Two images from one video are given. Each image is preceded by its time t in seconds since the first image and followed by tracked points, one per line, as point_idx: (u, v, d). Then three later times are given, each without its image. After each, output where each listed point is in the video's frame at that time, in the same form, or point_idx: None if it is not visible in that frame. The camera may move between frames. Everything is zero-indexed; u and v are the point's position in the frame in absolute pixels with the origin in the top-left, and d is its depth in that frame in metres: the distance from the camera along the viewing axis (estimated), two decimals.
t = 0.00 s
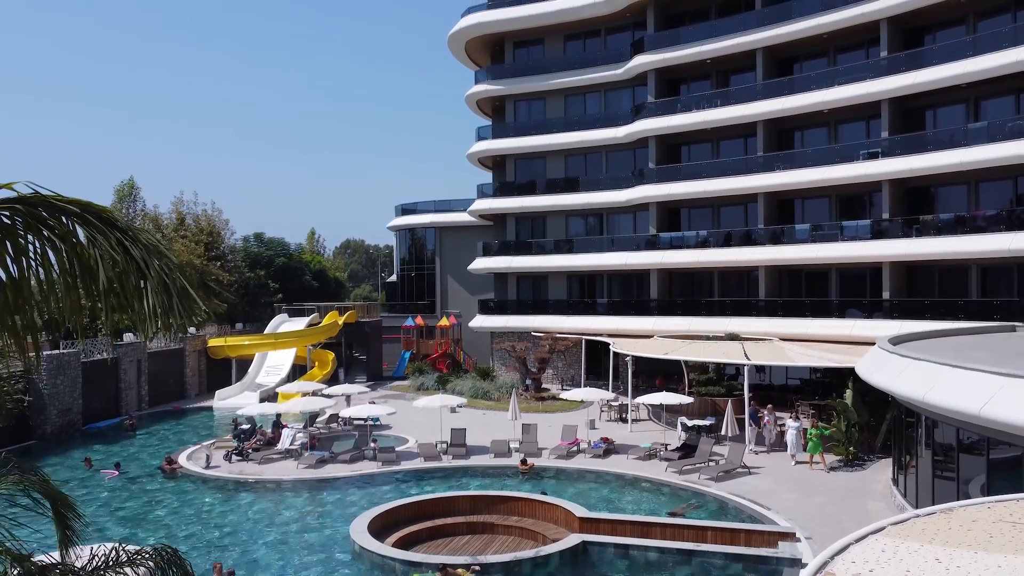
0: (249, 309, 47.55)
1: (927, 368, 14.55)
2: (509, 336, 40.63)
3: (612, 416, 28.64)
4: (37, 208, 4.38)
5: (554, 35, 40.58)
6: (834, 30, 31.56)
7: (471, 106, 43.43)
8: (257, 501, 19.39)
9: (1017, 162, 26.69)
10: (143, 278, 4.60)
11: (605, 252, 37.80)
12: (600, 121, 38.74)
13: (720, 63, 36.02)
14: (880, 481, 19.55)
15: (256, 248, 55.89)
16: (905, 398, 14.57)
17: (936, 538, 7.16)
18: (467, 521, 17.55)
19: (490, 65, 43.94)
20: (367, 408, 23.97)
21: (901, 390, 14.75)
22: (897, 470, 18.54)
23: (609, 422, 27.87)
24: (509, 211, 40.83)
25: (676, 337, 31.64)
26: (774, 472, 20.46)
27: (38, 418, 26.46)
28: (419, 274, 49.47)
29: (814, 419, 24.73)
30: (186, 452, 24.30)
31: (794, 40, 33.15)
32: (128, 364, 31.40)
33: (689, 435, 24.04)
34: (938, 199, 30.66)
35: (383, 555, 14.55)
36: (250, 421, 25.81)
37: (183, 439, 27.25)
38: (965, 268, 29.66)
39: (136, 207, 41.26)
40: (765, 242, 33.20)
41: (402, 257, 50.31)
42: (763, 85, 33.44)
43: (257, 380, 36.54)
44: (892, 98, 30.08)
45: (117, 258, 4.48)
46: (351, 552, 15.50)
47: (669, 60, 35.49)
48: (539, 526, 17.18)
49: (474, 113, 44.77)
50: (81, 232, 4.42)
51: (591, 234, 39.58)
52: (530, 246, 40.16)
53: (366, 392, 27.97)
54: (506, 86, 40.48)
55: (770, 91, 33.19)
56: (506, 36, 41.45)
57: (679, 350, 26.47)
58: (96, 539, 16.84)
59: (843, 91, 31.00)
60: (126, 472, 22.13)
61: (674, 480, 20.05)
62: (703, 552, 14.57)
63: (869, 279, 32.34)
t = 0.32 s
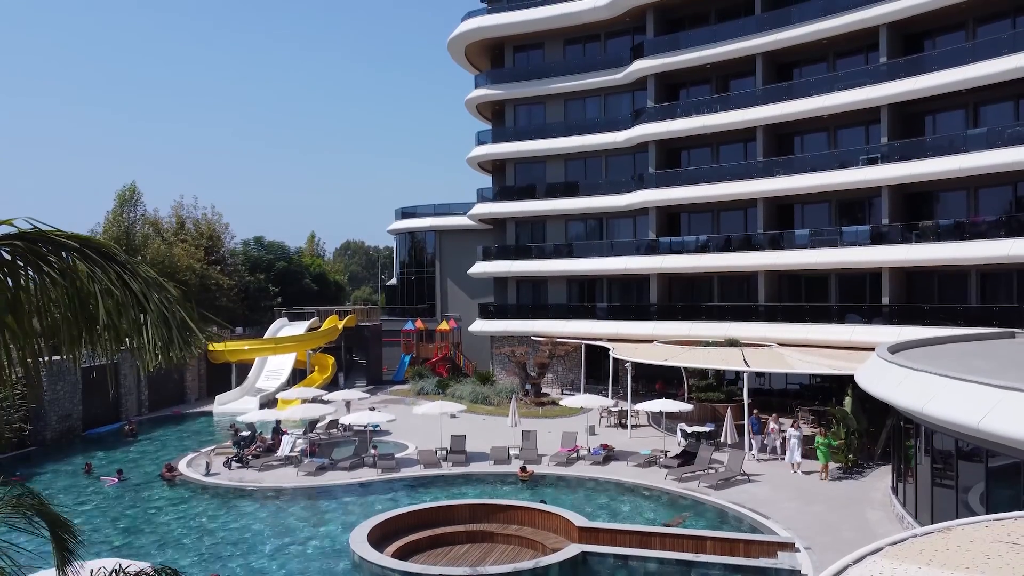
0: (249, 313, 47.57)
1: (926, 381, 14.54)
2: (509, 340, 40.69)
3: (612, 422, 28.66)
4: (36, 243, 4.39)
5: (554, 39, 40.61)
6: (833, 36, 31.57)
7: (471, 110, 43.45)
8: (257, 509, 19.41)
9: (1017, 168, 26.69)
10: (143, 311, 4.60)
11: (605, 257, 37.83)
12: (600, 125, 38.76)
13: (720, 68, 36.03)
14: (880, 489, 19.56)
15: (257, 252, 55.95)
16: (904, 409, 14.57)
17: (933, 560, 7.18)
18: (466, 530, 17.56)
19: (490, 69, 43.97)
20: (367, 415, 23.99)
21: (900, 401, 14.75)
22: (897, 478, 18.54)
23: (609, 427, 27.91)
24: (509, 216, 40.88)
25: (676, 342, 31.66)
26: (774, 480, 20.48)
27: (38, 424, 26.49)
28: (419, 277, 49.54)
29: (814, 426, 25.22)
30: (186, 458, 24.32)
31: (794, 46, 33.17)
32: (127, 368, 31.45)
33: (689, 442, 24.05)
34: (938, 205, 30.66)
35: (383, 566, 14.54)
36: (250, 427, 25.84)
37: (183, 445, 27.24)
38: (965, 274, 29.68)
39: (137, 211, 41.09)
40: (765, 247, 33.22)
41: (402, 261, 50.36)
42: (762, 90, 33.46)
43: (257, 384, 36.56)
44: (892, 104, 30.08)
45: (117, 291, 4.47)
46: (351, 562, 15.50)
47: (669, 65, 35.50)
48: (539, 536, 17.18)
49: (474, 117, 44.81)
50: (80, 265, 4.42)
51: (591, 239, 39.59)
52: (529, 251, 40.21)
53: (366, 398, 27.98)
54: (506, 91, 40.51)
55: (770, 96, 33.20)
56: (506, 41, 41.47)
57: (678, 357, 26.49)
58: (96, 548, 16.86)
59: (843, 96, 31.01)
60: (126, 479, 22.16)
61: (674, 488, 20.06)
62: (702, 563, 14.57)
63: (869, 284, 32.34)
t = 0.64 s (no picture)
0: (249, 318, 47.52)
1: (925, 393, 14.57)
2: (509, 345, 40.71)
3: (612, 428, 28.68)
4: (38, 282, 4.41)
5: (554, 44, 40.66)
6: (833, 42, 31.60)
7: (471, 114, 43.46)
8: (257, 518, 19.43)
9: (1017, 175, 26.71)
10: (145, 350, 4.62)
11: (605, 262, 37.85)
12: (600, 130, 38.77)
13: (720, 73, 36.07)
14: (880, 498, 19.59)
15: (257, 256, 55.95)
16: (903, 420, 14.60)
17: None
18: (466, 539, 17.59)
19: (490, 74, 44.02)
20: (367, 423, 24.02)
21: (899, 413, 14.76)
22: (897, 487, 18.57)
23: (609, 434, 27.94)
24: (509, 220, 40.91)
25: (677, 349, 31.69)
26: (774, 489, 20.50)
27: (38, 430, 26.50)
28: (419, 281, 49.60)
29: (813, 431, 25.25)
30: (186, 466, 24.31)
31: (793, 52, 33.22)
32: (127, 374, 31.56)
33: (689, 450, 24.07)
34: (938, 212, 30.69)
35: None
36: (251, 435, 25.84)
37: (183, 452, 27.19)
38: (964, 281, 29.70)
39: (138, 216, 40.76)
40: (765, 252, 33.23)
41: (402, 265, 50.37)
42: (762, 96, 33.49)
43: (257, 390, 36.58)
44: (892, 110, 30.11)
45: (120, 330, 4.50)
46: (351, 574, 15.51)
47: (669, 71, 35.53)
48: (539, 546, 17.20)
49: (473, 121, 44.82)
50: (85, 303, 4.44)
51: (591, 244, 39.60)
52: (529, 256, 40.24)
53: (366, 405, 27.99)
54: (506, 96, 40.53)
55: (770, 102, 33.23)
56: (506, 45, 41.51)
57: (678, 364, 26.50)
58: (97, 559, 16.87)
59: (843, 103, 31.04)
60: (126, 488, 22.16)
61: (674, 497, 20.09)
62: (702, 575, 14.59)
63: (869, 290, 32.33)
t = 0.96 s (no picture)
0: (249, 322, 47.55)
1: (925, 406, 14.58)
2: (509, 350, 40.77)
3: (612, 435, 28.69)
4: (46, 325, 4.65)
5: (554, 49, 40.72)
6: (833, 49, 31.64)
7: (471, 120, 43.52)
8: (258, 528, 19.47)
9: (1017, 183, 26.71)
10: (150, 395, 4.76)
11: (604, 267, 37.90)
12: (600, 135, 38.81)
13: (720, 79, 36.13)
14: (879, 508, 19.61)
15: (257, 261, 56.04)
16: (903, 432, 14.61)
17: None
18: (467, 549, 17.61)
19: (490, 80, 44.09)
20: (367, 430, 24.03)
21: (899, 426, 14.78)
22: (897, 498, 18.57)
23: (609, 440, 27.96)
24: (509, 226, 40.96)
25: (677, 355, 31.72)
26: (774, 498, 20.53)
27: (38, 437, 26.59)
28: (419, 285, 49.78)
29: (814, 439, 25.30)
30: (187, 473, 24.36)
31: (793, 59, 33.27)
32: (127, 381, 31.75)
33: (689, 458, 24.11)
34: (938, 218, 30.75)
35: None
36: (251, 442, 25.89)
37: (184, 460, 27.22)
38: (964, 288, 29.72)
39: (139, 221, 40.57)
40: (765, 259, 33.27)
41: (401, 269, 50.47)
42: (762, 102, 33.54)
43: (257, 395, 36.61)
44: (892, 117, 30.14)
45: (124, 375, 4.65)
46: None
47: (669, 77, 35.58)
48: (539, 556, 17.23)
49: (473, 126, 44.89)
50: (90, 347, 4.63)
51: (591, 250, 39.63)
52: (529, 261, 40.31)
53: (366, 412, 28.02)
54: (506, 101, 40.58)
55: (770, 108, 33.27)
56: (506, 51, 41.58)
57: (677, 371, 26.54)
58: (98, 569, 16.91)
59: (842, 109, 31.08)
60: (127, 496, 22.20)
61: (674, 506, 20.13)
62: None
63: (869, 296, 32.36)
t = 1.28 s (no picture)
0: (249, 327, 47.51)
1: (926, 419, 14.58)
2: (509, 356, 40.81)
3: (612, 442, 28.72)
4: (52, 370, 4.80)
5: (554, 55, 40.80)
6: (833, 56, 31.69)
7: (471, 124, 43.57)
8: (259, 538, 19.50)
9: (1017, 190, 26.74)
10: (156, 438, 4.98)
11: (604, 273, 37.94)
12: (600, 141, 38.86)
13: (720, 86, 36.19)
14: (879, 518, 19.64)
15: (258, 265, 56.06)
16: (904, 445, 14.61)
17: None
18: (467, 560, 17.65)
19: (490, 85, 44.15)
20: (368, 439, 24.04)
21: (900, 439, 14.77)
22: (898, 508, 18.60)
23: (610, 447, 28.01)
24: (509, 231, 41.00)
25: (677, 362, 31.74)
26: (774, 508, 20.56)
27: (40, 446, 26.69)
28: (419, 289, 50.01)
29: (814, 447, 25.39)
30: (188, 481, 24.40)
31: (793, 65, 33.33)
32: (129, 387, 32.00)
33: (689, 466, 24.12)
34: (938, 225, 30.80)
35: None
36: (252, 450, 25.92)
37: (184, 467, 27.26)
38: (964, 295, 29.74)
39: (141, 227, 40.65)
40: (765, 265, 33.31)
41: (401, 273, 50.57)
42: (762, 109, 33.57)
43: (257, 401, 36.70)
44: (892, 124, 30.18)
45: (132, 419, 4.87)
46: None
47: (669, 83, 35.62)
48: (539, 567, 17.26)
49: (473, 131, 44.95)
50: (97, 393, 4.82)
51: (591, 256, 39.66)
52: (530, 266, 40.35)
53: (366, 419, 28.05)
54: (506, 107, 40.62)
55: (770, 114, 33.31)
56: (506, 56, 41.64)
57: (678, 379, 26.56)
58: None
59: (842, 116, 31.12)
60: (127, 505, 22.22)
61: (674, 516, 20.17)
62: None
63: (869, 303, 32.40)
